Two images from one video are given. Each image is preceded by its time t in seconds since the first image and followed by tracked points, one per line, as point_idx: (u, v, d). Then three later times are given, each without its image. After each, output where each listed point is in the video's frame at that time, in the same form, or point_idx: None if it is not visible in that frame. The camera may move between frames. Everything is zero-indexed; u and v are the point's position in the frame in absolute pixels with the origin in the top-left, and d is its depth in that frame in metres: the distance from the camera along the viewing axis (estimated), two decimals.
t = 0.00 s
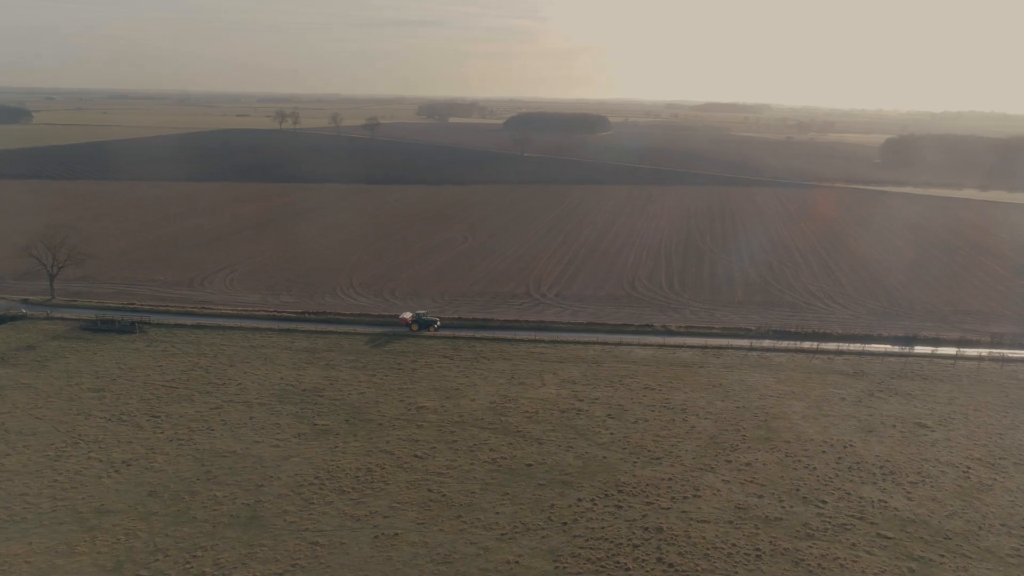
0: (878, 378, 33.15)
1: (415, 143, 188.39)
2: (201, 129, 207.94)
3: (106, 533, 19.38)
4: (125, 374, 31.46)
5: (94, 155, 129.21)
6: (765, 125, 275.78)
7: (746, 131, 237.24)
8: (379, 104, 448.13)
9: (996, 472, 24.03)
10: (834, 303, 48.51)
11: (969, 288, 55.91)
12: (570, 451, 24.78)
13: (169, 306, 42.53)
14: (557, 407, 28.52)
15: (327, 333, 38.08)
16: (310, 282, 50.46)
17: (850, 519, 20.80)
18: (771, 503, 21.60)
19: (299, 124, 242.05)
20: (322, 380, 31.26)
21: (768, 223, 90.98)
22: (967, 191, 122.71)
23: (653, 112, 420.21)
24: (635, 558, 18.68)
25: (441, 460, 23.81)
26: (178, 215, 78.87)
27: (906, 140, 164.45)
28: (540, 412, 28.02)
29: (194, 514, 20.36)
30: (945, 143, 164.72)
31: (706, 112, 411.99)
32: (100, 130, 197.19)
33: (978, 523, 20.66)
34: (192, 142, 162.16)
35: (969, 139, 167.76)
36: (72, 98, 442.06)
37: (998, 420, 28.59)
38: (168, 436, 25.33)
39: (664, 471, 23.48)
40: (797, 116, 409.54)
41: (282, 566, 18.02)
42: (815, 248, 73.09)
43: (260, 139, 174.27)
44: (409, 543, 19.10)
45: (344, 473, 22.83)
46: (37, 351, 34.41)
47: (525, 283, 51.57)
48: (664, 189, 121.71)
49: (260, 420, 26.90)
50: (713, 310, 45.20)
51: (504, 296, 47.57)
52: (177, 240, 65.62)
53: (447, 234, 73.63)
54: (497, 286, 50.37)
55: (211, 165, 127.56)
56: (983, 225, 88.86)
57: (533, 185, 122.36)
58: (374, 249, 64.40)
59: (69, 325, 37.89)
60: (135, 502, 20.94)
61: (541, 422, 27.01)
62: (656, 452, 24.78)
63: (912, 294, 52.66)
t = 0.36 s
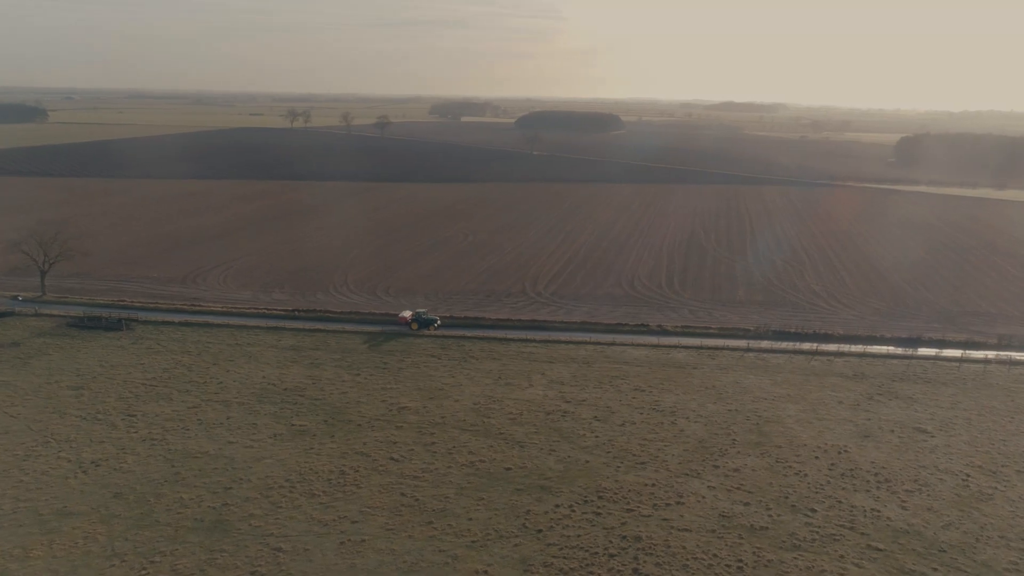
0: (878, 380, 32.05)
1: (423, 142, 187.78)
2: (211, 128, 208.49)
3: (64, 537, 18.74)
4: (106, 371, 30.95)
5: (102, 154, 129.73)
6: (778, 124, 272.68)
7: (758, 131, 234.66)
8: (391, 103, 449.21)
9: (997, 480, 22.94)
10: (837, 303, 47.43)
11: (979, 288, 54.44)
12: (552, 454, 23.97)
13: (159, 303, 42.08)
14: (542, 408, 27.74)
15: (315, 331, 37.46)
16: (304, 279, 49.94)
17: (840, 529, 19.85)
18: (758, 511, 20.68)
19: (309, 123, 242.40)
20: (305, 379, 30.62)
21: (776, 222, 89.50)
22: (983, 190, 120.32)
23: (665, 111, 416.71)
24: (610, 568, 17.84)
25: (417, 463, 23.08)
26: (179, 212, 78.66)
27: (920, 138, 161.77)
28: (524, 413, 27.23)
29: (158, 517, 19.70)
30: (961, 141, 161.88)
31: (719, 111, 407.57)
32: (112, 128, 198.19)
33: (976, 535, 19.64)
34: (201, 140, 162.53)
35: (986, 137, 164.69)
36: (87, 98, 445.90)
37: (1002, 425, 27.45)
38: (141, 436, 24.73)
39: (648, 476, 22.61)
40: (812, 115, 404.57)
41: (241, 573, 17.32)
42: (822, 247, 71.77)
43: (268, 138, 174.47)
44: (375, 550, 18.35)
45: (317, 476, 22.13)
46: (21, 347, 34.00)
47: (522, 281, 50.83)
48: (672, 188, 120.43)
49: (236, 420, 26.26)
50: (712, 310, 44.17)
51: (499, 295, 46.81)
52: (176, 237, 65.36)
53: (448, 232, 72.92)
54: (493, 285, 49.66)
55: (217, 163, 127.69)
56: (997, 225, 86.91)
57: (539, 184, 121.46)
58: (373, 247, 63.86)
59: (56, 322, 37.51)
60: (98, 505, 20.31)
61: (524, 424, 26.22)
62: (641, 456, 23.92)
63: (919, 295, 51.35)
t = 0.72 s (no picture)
0: (879, 383, 31.03)
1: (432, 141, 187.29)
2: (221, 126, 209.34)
3: (23, 539, 18.12)
4: (88, 370, 30.46)
5: (110, 151, 130.28)
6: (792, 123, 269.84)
7: (771, 130, 232.21)
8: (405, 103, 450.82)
9: (999, 489, 21.90)
10: (841, 303, 46.40)
11: (990, 289, 53.06)
12: (534, 458, 23.20)
13: (150, 300, 41.66)
14: (528, 410, 26.97)
15: (304, 329, 36.91)
16: (299, 277, 49.44)
17: (830, 539, 18.93)
18: (745, 520, 19.79)
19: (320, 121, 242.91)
20: (288, 379, 30.04)
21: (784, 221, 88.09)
22: (999, 190, 118.03)
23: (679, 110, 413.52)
24: None
25: (394, 466, 22.39)
26: (181, 209, 78.54)
27: (935, 138, 159.30)
28: (510, 415, 26.47)
29: (121, 520, 19.08)
30: (978, 140, 159.22)
31: (733, 111, 404.06)
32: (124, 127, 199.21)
33: (974, 547, 18.66)
34: (211, 138, 163.14)
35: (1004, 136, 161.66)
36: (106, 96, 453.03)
37: (1007, 431, 26.37)
38: (115, 436, 24.16)
39: (632, 482, 21.77)
40: (828, 115, 400.04)
41: None
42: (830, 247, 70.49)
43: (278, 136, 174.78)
44: (341, 558, 17.64)
45: (289, 478, 21.48)
46: (6, 343, 33.60)
47: (519, 280, 50.16)
48: (680, 186, 119.22)
49: (214, 420, 25.67)
50: (711, 310, 43.21)
51: (495, 293, 46.08)
52: (176, 234, 65.10)
53: (449, 230, 72.23)
54: (489, 283, 49.01)
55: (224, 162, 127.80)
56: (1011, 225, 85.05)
57: (545, 182, 120.61)
58: (371, 244, 63.34)
59: (44, 318, 37.15)
60: (62, 506, 19.72)
61: (508, 426, 25.45)
62: (626, 461, 23.08)
63: (927, 295, 50.10)
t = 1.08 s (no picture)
0: (882, 387, 29.94)
1: (442, 139, 186.64)
2: (233, 125, 210.05)
3: None
4: (71, 367, 30.00)
5: (119, 150, 130.81)
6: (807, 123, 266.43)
7: (786, 130, 229.44)
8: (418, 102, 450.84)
9: (1003, 499, 20.83)
10: (847, 304, 45.24)
11: (1004, 291, 51.55)
12: (517, 461, 22.41)
13: (142, 297, 41.27)
14: (515, 411, 26.17)
15: (295, 327, 36.30)
16: (295, 275, 48.87)
17: (820, 551, 18.00)
18: (731, 529, 18.91)
19: (332, 120, 242.99)
20: (273, 377, 29.43)
21: (794, 220, 86.58)
22: (1019, 191, 115.35)
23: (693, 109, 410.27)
24: None
25: (371, 469, 21.69)
26: (184, 206, 78.39)
27: (953, 137, 156.33)
28: (495, 417, 25.68)
29: (84, 523, 18.49)
30: (996, 140, 156.30)
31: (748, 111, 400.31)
32: (137, 126, 200.54)
33: (973, 562, 17.65)
34: (220, 137, 163.43)
35: None
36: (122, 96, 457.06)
37: (1015, 437, 25.22)
38: (90, 435, 23.63)
39: (616, 488, 20.93)
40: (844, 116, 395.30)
41: None
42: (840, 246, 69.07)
43: (288, 135, 174.87)
44: (305, 565, 16.94)
45: (262, 481, 20.83)
46: None
47: (517, 278, 49.41)
48: (689, 185, 117.83)
49: (192, 420, 25.06)
50: (712, 310, 42.14)
51: (492, 292, 45.28)
52: (177, 231, 64.82)
53: (451, 228, 71.47)
54: (487, 282, 48.29)
55: (231, 160, 127.99)
56: None
57: (553, 180, 119.65)
58: (372, 242, 62.79)
59: (34, 314, 36.79)
60: (26, 508, 19.16)
61: (492, 429, 24.68)
62: (612, 466, 22.25)
63: (938, 296, 48.73)
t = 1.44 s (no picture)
0: (886, 391, 28.82)
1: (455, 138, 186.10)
2: (247, 123, 211.01)
3: None
4: (56, 363, 29.58)
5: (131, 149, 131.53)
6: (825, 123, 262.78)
7: (804, 130, 225.95)
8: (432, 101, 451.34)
9: (1009, 511, 19.74)
10: (854, 304, 44.00)
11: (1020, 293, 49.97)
12: (499, 466, 21.61)
13: (136, 294, 40.89)
14: (501, 413, 25.38)
15: (286, 324, 35.71)
16: (293, 273, 48.35)
17: (810, 565, 17.06)
18: (717, 540, 18.01)
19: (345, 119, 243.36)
20: (258, 376, 28.83)
21: (807, 219, 84.83)
22: None
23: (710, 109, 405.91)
24: None
25: (347, 472, 20.99)
26: (189, 203, 78.30)
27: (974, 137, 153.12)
28: (481, 419, 24.89)
29: (46, 525, 17.93)
30: (1019, 140, 152.81)
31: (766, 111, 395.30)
32: (152, 124, 201.62)
33: None
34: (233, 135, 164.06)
35: None
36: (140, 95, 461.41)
37: None
38: (64, 433, 23.13)
39: (599, 495, 20.08)
40: (866, 116, 388.79)
41: None
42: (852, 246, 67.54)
43: (299, 133, 175.11)
44: (267, 573, 16.26)
45: (233, 484, 20.18)
46: None
47: (517, 277, 48.61)
48: (701, 184, 116.35)
49: (170, 419, 24.49)
50: (714, 311, 41.00)
51: (491, 291, 44.46)
52: (180, 228, 64.60)
53: (455, 226, 70.76)
54: (487, 280, 47.53)
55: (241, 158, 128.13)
56: None
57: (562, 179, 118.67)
58: (374, 240, 62.23)
59: (26, 310, 36.52)
60: None
61: (476, 431, 23.90)
62: (598, 472, 21.38)
63: (950, 298, 47.31)
